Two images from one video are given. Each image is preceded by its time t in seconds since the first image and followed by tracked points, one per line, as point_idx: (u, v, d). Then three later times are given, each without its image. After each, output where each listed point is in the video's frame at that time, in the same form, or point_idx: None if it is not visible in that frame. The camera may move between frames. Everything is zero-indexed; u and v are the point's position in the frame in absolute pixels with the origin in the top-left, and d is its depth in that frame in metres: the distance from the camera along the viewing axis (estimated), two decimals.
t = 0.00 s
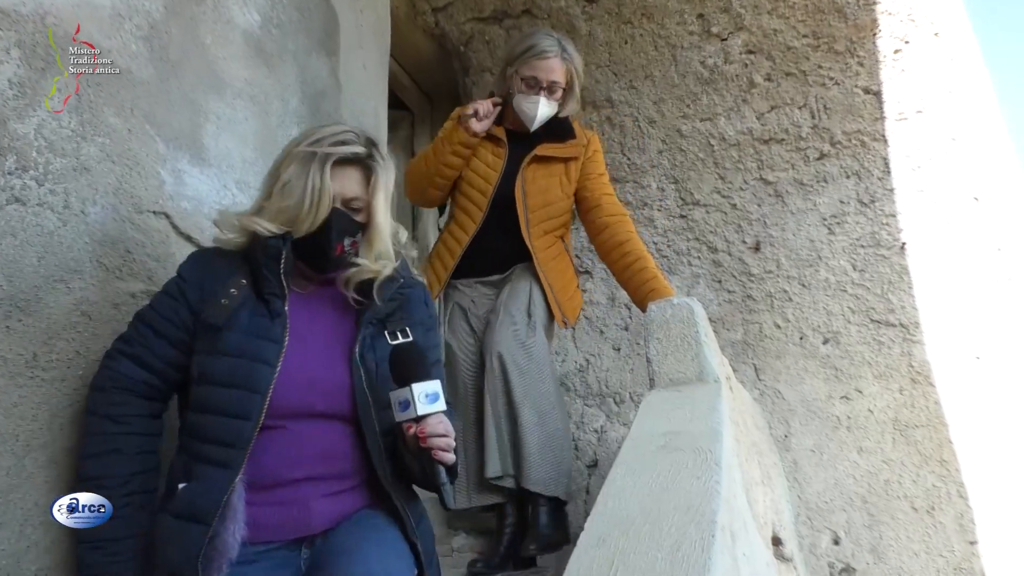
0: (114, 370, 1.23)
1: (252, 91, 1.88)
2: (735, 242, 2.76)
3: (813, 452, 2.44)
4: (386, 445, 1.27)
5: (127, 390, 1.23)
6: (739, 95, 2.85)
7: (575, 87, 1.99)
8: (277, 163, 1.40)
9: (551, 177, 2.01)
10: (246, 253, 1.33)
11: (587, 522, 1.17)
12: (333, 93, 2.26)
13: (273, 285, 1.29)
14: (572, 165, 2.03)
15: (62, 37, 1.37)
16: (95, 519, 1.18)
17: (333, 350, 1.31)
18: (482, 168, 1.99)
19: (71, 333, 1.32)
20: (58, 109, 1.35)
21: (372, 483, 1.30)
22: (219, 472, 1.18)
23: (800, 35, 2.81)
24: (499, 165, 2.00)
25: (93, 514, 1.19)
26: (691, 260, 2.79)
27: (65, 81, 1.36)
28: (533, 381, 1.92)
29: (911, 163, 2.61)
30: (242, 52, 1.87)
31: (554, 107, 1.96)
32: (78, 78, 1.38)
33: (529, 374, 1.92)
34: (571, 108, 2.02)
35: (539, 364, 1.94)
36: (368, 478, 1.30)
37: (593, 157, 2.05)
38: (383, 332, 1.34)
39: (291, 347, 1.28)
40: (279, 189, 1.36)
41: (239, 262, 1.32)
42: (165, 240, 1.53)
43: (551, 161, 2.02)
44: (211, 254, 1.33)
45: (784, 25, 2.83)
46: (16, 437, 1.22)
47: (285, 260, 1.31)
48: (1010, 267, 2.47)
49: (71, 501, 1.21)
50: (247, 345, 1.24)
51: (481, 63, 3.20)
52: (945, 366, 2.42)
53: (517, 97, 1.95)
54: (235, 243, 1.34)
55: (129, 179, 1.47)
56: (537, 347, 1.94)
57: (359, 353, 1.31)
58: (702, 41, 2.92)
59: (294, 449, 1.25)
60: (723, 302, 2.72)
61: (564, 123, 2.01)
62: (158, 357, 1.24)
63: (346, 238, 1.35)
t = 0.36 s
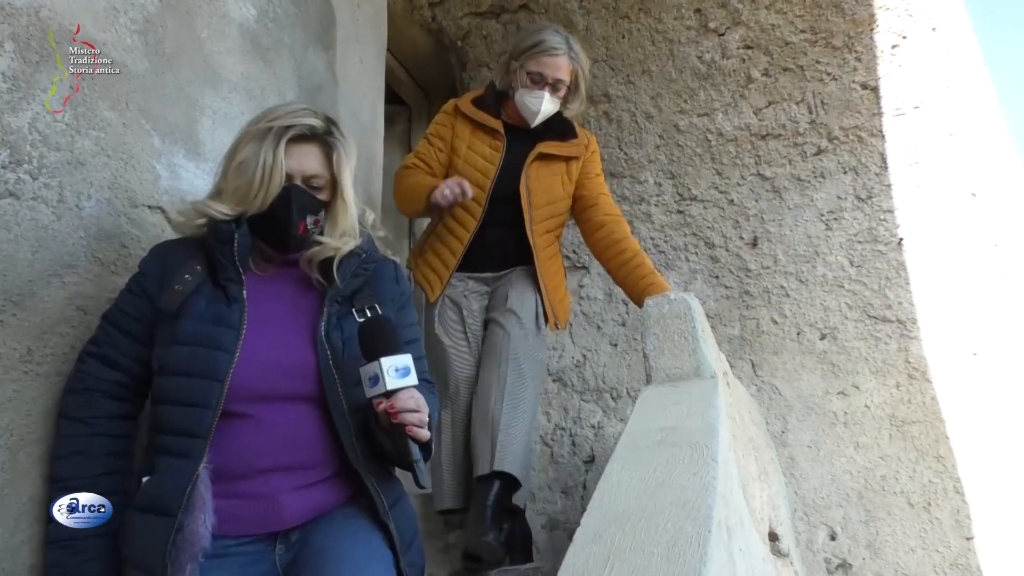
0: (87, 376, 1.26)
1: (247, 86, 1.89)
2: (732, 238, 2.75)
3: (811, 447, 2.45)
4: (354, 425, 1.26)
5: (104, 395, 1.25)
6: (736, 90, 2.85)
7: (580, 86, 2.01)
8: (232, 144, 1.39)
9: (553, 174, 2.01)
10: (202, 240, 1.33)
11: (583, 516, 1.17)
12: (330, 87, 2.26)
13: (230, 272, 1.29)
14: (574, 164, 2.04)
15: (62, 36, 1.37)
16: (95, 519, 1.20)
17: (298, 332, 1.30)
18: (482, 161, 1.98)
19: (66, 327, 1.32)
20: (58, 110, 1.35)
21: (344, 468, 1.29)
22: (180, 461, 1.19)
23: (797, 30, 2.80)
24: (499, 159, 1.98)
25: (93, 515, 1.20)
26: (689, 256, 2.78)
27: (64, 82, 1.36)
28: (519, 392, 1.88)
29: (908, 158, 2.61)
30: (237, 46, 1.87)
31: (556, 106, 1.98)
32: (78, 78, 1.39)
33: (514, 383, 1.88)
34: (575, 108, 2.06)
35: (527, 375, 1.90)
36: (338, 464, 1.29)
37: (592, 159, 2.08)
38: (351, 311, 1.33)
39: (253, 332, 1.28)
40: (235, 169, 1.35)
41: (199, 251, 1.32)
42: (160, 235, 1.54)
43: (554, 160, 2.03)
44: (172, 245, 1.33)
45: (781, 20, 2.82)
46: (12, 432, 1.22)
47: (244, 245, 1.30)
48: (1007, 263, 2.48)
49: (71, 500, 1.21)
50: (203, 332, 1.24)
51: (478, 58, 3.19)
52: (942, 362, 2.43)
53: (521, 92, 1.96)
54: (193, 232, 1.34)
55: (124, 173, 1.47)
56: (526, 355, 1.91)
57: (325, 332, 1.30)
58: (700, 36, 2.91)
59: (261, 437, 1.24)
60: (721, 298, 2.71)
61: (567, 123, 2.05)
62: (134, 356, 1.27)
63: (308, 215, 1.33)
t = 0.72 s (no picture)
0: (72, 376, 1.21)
1: (245, 83, 1.88)
2: (731, 236, 2.75)
3: (809, 445, 2.45)
4: (335, 423, 1.20)
5: (95, 397, 1.21)
6: (735, 88, 2.84)
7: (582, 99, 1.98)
8: (213, 135, 1.35)
9: (557, 182, 1.98)
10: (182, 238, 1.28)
11: (582, 512, 1.17)
12: (328, 85, 2.25)
13: (208, 271, 1.23)
14: (577, 173, 2.02)
15: (62, 36, 1.38)
16: (95, 519, 1.16)
17: (279, 326, 1.23)
18: (488, 172, 1.94)
19: (64, 325, 1.32)
20: (59, 111, 1.36)
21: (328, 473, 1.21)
22: (153, 466, 1.13)
23: (796, 28, 2.80)
24: (505, 170, 1.94)
25: (94, 515, 1.16)
26: (688, 254, 2.78)
27: (64, 82, 1.37)
28: (522, 423, 1.86)
29: (907, 156, 2.61)
30: (235, 43, 1.87)
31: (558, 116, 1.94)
32: (78, 78, 1.39)
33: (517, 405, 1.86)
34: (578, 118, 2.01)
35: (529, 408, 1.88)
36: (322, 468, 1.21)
37: (592, 169, 2.07)
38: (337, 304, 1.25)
39: (233, 329, 1.21)
40: (217, 164, 1.31)
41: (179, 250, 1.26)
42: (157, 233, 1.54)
43: (558, 168, 2.00)
44: (157, 245, 1.27)
45: (780, 17, 2.82)
46: (8, 430, 1.22)
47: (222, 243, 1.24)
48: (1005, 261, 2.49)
49: (71, 500, 1.17)
50: (179, 333, 1.17)
51: (477, 56, 3.18)
52: (940, 360, 2.43)
53: (524, 102, 1.93)
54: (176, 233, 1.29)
55: (121, 171, 1.47)
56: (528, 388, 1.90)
57: (307, 325, 1.23)
58: (698, 33, 2.91)
59: (239, 440, 1.17)
60: (720, 296, 2.71)
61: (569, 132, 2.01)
62: (119, 358, 1.21)
63: (292, 207, 1.29)
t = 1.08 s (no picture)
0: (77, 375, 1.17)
1: (242, 81, 1.88)
2: (729, 234, 2.75)
3: (807, 443, 2.45)
4: (341, 426, 1.15)
5: (97, 396, 1.17)
6: (732, 86, 2.84)
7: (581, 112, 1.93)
8: (222, 126, 1.28)
9: (567, 199, 1.96)
10: (187, 235, 1.23)
11: (580, 510, 1.17)
12: (325, 84, 2.25)
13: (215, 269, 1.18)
14: (581, 189, 2.00)
15: (62, 36, 1.38)
16: (95, 519, 1.13)
17: (286, 324, 1.18)
18: (492, 189, 1.90)
19: (61, 324, 1.32)
20: (57, 111, 1.36)
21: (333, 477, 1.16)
22: (155, 469, 1.09)
23: (794, 26, 2.80)
24: (510, 190, 1.90)
25: (94, 514, 1.14)
26: (685, 252, 2.78)
27: (64, 81, 1.37)
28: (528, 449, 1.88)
29: (904, 154, 2.61)
30: (232, 41, 1.86)
31: (555, 130, 1.90)
32: (78, 78, 1.40)
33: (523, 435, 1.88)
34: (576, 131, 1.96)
35: (533, 436, 1.90)
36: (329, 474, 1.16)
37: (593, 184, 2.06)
38: (347, 301, 1.20)
39: (239, 327, 1.16)
40: (225, 154, 1.24)
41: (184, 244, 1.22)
42: (155, 231, 1.54)
43: (564, 185, 1.97)
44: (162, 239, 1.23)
45: (778, 15, 2.81)
46: (4, 429, 1.22)
47: (227, 238, 1.19)
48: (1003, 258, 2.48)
49: (71, 500, 1.14)
50: (183, 333, 1.13)
51: (475, 54, 3.19)
52: (938, 358, 2.43)
53: (522, 121, 1.90)
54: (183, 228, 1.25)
55: (117, 169, 1.47)
56: (533, 415, 1.90)
57: (315, 323, 1.17)
58: (696, 31, 2.90)
59: (243, 441, 1.13)
60: (717, 293, 2.71)
61: (568, 148, 1.99)
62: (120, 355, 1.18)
63: (304, 199, 1.24)
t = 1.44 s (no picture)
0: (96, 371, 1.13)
1: (239, 81, 1.88)
2: (726, 233, 2.75)
3: (804, 442, 2.46)
4: (370, 435, 1.12)
5: (116, 394, 1.14)
6: (729, 85, 2.84)
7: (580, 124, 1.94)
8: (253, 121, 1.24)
9: (568, 218, 1.97)
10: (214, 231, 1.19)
11: (578, 510, 1.17)
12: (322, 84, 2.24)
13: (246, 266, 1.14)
14: (581, 209, 2.01)
15: (61, 36, 1.38)
16: (95, 519, 1.11)
17: (316, 327, 1.15)
18: (490, 207, 1.88)
19: (57, 324, 1.32)
20: (56, 111, 1.36)
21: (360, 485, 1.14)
22: (181, 471, 1.07)
23: (789, 25, 2.79)
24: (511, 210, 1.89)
25: (93, 515, 1.12)
26: (682, 251, 2.79)
27: (64, 81, 1.37)
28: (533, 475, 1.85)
29: (900, 153, 2.62)
30: (228, 41, 1.86)
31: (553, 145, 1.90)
32: (78, 78, 1.40)
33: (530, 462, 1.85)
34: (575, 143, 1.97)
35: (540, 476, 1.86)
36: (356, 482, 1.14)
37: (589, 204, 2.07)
38: (377, 307, 1.18)
39: (269, 327, 1.13)
40: (260, 152, 1.21)
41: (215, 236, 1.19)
42: (152, 232, 1.54)
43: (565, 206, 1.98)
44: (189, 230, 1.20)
45: (774, 14, 2.81)
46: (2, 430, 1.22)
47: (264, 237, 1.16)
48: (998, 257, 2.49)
49: (71, 500, 1.11)
50: (215, 332, 1.10)
51: (471, 53, 3.19)
52: (934, 356, 2.43)
53: (520, 137, 1.90)
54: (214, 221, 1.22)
55: (114, 169, 1.47)
56: (540, 455, 1.87)
57: (345, 328, 1.15)
58: (692, 31, 2.90)
59: (272, 446, 1.10)
60: (714, 293, 2.72)
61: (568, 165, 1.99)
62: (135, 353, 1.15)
63: (336, 197, 1.20)
